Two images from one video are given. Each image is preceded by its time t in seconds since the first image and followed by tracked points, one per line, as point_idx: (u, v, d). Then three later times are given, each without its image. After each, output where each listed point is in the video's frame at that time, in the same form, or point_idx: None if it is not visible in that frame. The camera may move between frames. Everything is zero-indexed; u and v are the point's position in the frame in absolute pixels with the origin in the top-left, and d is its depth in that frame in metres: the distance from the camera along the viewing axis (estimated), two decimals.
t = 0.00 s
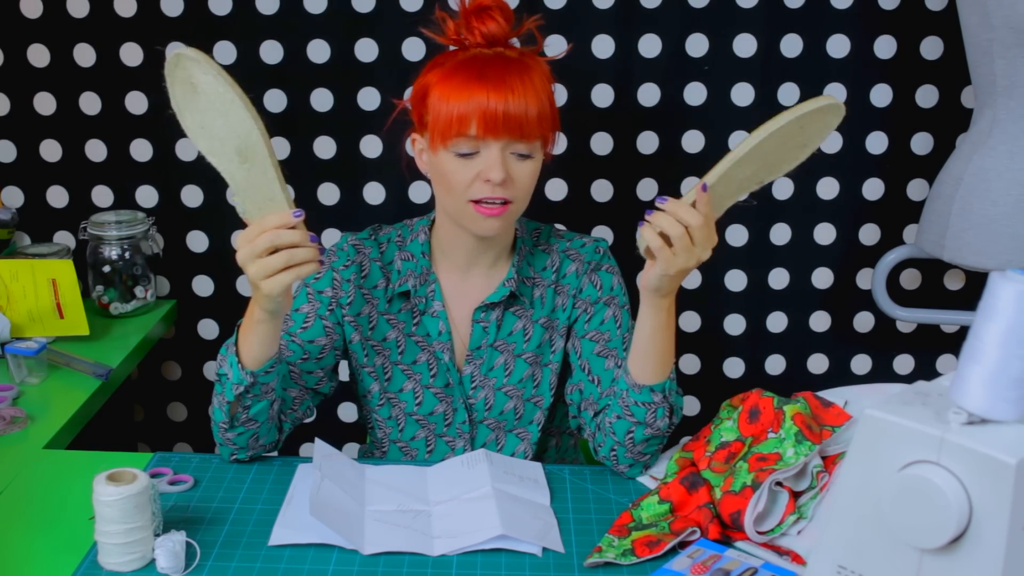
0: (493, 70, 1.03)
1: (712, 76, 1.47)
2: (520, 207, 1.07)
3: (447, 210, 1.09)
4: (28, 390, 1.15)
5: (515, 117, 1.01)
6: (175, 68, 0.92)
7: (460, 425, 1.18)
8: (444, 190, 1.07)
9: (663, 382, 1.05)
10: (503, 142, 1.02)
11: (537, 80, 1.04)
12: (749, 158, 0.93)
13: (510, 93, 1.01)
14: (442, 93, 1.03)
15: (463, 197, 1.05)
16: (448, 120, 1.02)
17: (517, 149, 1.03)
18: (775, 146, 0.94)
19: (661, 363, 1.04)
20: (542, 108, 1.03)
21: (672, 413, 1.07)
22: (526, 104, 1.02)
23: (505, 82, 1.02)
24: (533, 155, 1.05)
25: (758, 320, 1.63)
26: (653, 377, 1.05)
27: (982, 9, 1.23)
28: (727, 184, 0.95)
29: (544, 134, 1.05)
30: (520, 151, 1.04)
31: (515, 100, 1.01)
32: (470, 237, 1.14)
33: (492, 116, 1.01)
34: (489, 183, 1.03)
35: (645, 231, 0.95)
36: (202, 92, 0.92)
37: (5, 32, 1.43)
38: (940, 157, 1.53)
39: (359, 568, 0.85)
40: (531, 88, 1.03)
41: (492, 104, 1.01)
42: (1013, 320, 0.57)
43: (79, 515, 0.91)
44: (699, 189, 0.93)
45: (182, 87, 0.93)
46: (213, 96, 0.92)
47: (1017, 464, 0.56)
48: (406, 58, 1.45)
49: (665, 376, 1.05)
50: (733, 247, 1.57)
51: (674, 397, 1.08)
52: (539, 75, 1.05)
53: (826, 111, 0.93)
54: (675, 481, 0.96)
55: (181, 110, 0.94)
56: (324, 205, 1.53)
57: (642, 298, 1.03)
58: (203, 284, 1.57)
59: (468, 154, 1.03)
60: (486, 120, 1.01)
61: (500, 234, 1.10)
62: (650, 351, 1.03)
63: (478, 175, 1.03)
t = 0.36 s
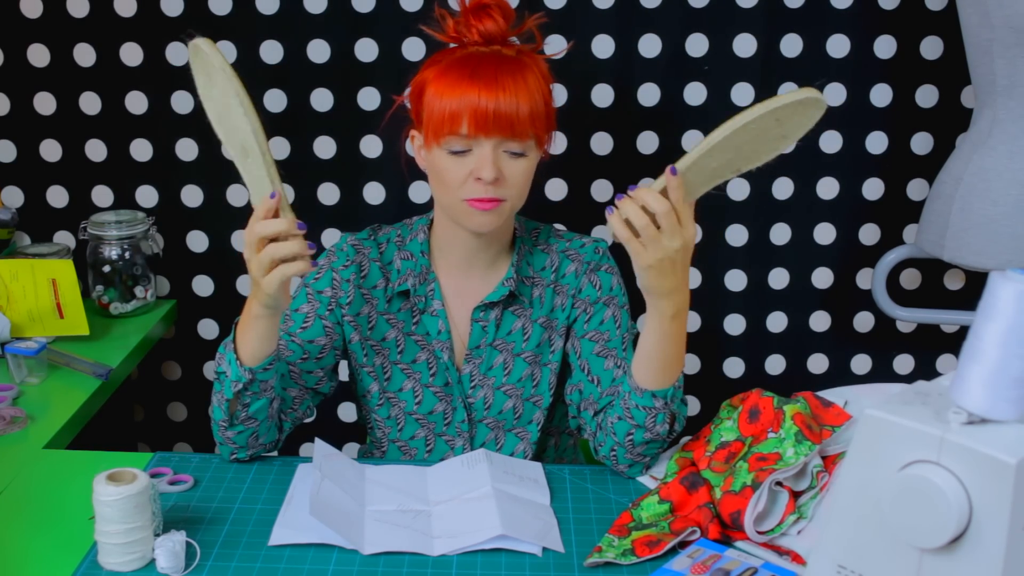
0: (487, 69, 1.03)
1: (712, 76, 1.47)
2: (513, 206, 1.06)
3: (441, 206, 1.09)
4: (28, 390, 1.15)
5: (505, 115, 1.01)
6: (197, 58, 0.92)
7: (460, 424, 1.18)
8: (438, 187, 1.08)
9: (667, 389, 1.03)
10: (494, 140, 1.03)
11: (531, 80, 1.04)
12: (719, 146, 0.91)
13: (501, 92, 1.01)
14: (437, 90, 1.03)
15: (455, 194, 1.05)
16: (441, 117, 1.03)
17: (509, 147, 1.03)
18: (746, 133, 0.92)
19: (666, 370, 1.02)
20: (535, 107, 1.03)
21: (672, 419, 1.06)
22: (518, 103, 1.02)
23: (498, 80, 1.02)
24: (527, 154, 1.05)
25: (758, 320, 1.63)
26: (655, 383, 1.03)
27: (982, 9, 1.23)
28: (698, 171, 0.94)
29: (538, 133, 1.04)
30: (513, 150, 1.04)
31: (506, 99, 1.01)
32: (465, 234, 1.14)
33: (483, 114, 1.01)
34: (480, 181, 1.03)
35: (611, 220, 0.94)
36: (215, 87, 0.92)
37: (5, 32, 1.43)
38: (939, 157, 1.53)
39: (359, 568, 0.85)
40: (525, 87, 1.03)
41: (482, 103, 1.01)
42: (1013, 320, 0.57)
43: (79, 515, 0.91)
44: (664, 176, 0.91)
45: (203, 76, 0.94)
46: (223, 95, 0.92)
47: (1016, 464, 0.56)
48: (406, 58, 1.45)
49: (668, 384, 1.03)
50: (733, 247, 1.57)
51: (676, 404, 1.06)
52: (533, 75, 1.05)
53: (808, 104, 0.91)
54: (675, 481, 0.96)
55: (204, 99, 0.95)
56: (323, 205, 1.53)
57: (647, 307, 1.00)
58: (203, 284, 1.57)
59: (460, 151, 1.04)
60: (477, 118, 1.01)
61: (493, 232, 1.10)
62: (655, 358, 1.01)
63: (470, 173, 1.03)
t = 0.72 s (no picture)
0: (483, 66, 1.03)
1: (712, 76, 1.47)
2: (510, 204, 1.06)
3: (439, 205, 1.09)
4: (28, 390, 1.15)
5: (501, 112, 1.01)
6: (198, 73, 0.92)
7: (459, 424, 1.18)
8: (436, 185, 1.08)
9: (666, 397, 1.03)
10: (491, 137, 1.03)
11: (528, 77, 1.04)
12: (703, 154, 0.95)
13: (497, 89, 1.01)
14: (433, 88, 1.03)
15: (453, 192, 1.05)
16: (437, 115, 1.03)
17: (506, 144, 1.03)
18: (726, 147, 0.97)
19: (664, 378, 1.02)
20: (531, 105, 1.03)
21: (671, 425, 1.06)
22: (514, 101, 1.02)
23: (493, 78, 1.02)
24: (524, 151, 1.05)
25: (758, 320, 1.63)
26: (653, 391, 1.03)
27: (982, 9, 1.23)
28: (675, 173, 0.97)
29: (535, 131, 1.04)
30: (510, 147, 1.04)
31: (502, 96, 1.01)
32: (463, 233, 1.13)
33: (479, 111, 1.01)
34: (477, 178, 1.03)
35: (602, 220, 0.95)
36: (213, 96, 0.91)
37: (5, 32, 1.43)
38: (939, 157, 1.53)
39: (359, 568, 0.85)
40: (521, 84, 1.03)
41: (479, 100, 1.01)
42: (1013, 320, 0.57)
43: (79, 515, 0.91)
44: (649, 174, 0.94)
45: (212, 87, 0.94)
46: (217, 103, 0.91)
47: (1016, 463, 0.56)
48: (406, 57, 1.45)
49: (667, 392, 1.03)
50: (733, 247, 1.57)
51: (676, 411, 1.05)
52: (530, 72, 1.05)
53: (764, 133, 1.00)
54: (675, 481, 0.96)
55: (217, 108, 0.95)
56: (323, 205, 1.53)
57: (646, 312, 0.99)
58: (203, 284, 1.57)
59: (457, 149, 1.04)
60: (473, 115, 1.01)
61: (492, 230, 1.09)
62: (653, 366, 1.01)
63: (467, 170, 1.03)
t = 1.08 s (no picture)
0: (482, 66, 1.03)
1: (712, 76, 1.47)
2: (510, 204, 1.06)
3: (439, 205, 1.09)
4: (28, 390, 1.15)
5: (501, 112, 1.01)
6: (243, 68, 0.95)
7: (458, 424, 1.18)
8: (435, 186, 1.08)
9: (664, 393, 1.04)
10: (491, 137, 1.03)
11: (527, 77, 1.04)
12: (696, 158, 0.96)
13: (497, 89, 1.01)
14: (432, 88, 1.03)
15: (453, 192, 1.05)
16: (437, 115, 1.03)
17: (506, 144, 1.03)
18: (720, 152, 0.97)
19: (662, 375, 1.02)
20: (531, 104, 1.03)
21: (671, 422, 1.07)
22: (514, 101, 1.02)
23: (492, 78, 1.02)
24: (524, 151, 1.05)
25: (758, 320, 1.63)
26: (651, 388, 1.03)
27: (982, 9, 1.23)
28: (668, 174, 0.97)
29: (534, 130, 1.04)
30: (510, 147, 1.04)
31: (501, 96, 1.01)
32: (464, 233, 1.13)
33: (479, 111, 1.01)
34: (477, 178, 1.03)
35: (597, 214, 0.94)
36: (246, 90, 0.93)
37: (5, 32, 1.43)
38: (939, 157, 1.53)
39: (359, 567, 0.85)
40: (520, 84, 1.03)
41: (479, 100, 1.01)
42: (1013, 320, 0.57)
43: (79, 515, 0.91)
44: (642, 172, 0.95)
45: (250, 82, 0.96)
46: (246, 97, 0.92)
47: (1016, 463, 0.56)
48: (406, 57, 1.45)
49: (665, 388, 1.04)
50: (733, 247, 1.57)
51: (673, 408, 1.06)
52: (529, 72, 1.05)
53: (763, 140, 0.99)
54: (675, 481, 0.96)
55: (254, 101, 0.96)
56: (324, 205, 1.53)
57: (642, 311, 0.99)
58: (203, 284, 1.57)
59: (457, 149, 1.04)
60: (473, 115, 1.01)
61: (492, 230, 1.09)
62: (649, 364, 1.02)
63: (467, 170, 1.03)
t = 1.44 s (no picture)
0: (485, 66, 1.03)
1: (712, 76, 1.48)
2: (513, 204, 1.06)
3: (441, 205, 1.09)
4: (27, 390, 1.15)
5: (504, 112, 1.01)
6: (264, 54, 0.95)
7: (458, 424, 1.18)
8: (438, 186, 1.08)
9: (664, 394, 1.04)
10: (494, 137, 1.03)
11: (530, 77, 1.04)
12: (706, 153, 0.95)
13: (500, 89, 1.01)
14: (435, 88, 1.03)
15: (455, 192, 1.05)
16: (440, 115, 1.03)
17: (509, 145, 1.03)
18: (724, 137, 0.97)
19: (662, 376, 1.02)
20: (534, 104, 1.03)
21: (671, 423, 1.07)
22: (517, 101, 1.02)
23: (496, 78, 1.02)
24: (526, 151, 1.05)
25: (758, 319, 1.63)
26: (651, 390, 1.03)
27: (982, 9, 1.23)
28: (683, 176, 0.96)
29: (537, 131, 1.05)
30: (513, 147, 1.04)
31: (505, 96, 1.01)
32: (466, 233, 1.13)
33: (482, 111, 1.01)
34: (480, 178, 1.03)
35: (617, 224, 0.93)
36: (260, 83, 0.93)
37: (5, 32, 1.43)
38: (939, 157, 1.53)
39: (359, 567, 0.85)
40: (523, 84, 1.03)
41: (482, 100, 1.01)
42: (1013, 320, 0.57)
43: (78, 516, 0.91)
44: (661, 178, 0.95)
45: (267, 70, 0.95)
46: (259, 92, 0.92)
47: (1016, 463, 0.56)
48: (406, 57, 1.45)
49: (666, 389, 1.04)
50: (733, 247, 1.57)
51: (674, 408, 1.06)
52: (532, 72, 1.05)
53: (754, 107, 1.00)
54: (675, 481, 0.96)
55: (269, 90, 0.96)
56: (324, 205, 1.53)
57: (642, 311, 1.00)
58: (203, 284, 1.57)
59: (460, 149, 1.04)
60: (476, 116, 1.01)
61: (494, 230, 1.09)
62: (650, 364, 1.01)
63: (470, 170, 1.03)
